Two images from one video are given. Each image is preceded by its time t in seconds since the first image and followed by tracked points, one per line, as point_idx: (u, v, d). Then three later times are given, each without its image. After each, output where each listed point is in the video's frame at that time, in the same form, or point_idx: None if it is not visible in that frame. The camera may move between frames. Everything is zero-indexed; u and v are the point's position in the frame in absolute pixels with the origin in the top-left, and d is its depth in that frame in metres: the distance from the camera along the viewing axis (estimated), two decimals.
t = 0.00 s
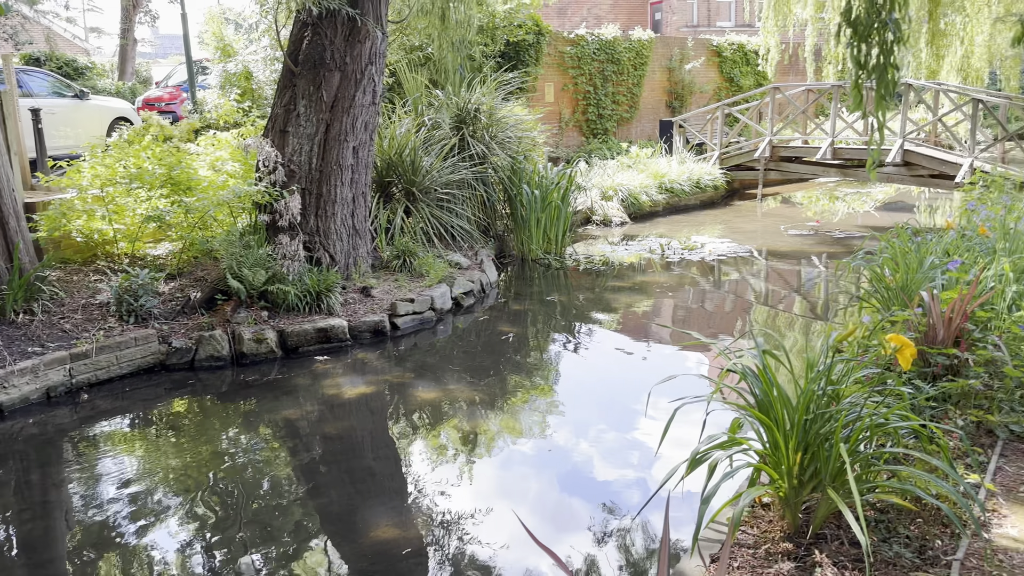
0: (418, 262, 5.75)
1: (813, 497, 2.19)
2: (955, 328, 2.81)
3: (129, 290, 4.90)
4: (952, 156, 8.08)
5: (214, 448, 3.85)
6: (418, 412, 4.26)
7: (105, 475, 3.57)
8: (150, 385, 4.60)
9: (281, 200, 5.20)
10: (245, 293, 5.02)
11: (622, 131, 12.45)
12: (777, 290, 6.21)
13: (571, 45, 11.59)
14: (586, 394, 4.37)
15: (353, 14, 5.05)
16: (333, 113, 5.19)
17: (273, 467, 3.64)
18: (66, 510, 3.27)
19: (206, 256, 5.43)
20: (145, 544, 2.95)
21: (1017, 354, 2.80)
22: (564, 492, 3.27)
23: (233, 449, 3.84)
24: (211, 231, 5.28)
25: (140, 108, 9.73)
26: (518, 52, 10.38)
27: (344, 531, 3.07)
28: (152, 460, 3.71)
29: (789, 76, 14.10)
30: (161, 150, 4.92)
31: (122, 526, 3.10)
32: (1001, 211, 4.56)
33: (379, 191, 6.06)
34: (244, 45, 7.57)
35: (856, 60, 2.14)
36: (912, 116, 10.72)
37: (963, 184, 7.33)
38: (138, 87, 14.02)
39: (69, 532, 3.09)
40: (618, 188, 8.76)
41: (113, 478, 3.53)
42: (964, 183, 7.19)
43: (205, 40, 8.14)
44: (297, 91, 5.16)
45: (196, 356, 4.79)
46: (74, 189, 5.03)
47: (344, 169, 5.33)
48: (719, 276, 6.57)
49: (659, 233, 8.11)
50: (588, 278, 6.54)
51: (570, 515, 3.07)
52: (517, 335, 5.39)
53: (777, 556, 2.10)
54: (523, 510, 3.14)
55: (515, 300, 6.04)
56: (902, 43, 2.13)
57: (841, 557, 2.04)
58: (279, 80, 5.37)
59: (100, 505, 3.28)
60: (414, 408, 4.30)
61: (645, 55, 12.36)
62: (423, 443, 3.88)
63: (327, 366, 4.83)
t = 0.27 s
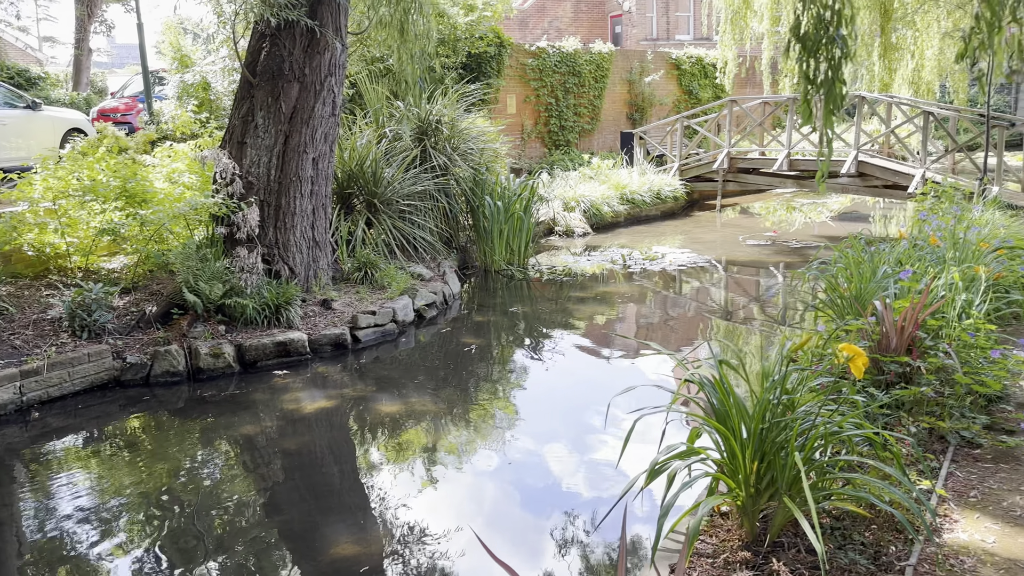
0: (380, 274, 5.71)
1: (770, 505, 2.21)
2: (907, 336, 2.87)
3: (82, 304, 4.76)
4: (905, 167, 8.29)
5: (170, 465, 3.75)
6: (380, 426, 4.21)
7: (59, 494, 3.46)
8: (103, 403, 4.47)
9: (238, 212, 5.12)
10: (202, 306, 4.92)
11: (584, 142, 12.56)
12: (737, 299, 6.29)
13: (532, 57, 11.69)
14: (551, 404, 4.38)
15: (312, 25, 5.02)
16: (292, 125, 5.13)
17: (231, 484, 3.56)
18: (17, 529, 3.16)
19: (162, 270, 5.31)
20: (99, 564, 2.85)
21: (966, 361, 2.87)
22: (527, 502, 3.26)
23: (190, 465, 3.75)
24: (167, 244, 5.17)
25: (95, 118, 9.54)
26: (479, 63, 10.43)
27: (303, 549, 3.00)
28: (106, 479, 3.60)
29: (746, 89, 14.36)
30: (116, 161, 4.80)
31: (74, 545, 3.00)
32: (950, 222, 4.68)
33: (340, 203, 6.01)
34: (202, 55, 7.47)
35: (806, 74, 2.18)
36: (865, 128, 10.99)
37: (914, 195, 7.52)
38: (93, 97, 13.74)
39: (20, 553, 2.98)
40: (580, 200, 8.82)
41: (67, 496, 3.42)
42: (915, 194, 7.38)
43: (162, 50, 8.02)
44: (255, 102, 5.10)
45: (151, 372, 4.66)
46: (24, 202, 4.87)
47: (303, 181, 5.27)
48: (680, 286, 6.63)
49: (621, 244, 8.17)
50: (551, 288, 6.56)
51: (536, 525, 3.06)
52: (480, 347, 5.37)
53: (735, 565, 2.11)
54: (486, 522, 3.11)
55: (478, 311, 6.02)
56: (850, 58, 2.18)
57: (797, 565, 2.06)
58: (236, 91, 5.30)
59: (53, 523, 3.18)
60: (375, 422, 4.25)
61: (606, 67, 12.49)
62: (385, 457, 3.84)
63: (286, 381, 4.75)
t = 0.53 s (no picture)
0: (344, 289, 5.66)
1: (730, 518, 2.23)
2: (863, 349, 2.94)
3: (38, 323, 4.63)
4: (861, 181, 8.48)
5: (129, 487, 3.65)
6: (345, 443, 4.17)
7: (14, 517, 3.35)
8: (60, 424, 4.34)
9: (199, 228, 5.04)
10: (161, 324, 4.82)
11: (548, 156, 12.66)
12: (700, 311, 6.37)
13: (496, 71, 11.77)
14: (517, 418, 4.38)
15: (275, 40, 4.99)
16: (254, 140, 5.09)
17: (192, 506, 3.48)
18: None
19: (120, 287, 5.20)
20: None
21: (920, 373, 2.95)
22: (494, 518, 3.25)
23: (149, 487, 3.66)
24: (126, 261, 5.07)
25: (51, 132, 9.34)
26: (444, 78, 10.47)
27: (266, 569, 2.95)
28: (61, 502, 3.49)
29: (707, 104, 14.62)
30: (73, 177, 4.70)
31: (29, 569, 2.91)
32: (904, 235, 4.81)
33: (303, 217, 5.96)
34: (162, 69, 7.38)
35: (759, 94, 2.26)
36: (822, 143, 11.26)
37: (871, 208, 7.70)
38: (49, 110, 13.45)
39: None
40: (545, 214, 8.87)
41: (22, 520, 3.31)
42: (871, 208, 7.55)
43: (120, 63, 7.90)
44: (216, 117, 5.05)
45: (109, 392, 4.55)
46: None
47: (265, 197, 5.22)
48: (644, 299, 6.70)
49: (585, 257, 8.24)
50: (517, 302, 6.57)
51: (504, 540, 3.06)
52: (445, 362, 5.34)
53: None
54: (452, 538, 3.10)
55: (444, 326, 6.00)
56: (801, 79, 2.26)
57: None
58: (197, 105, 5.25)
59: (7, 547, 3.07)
60: (340, 439, 4.20)
61: (570, 83, 12.62)
62: (349, 475, 3.79)
63: (248, 399, 4.67)
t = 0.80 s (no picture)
0: (310, 307, 5.60)
1: (698, 536, 2.25)
2: (826, 364, 2.99)
3: None
4: (822, 197, 8.67)
5: (89, 510, 3.56)
6: (312, 463, 4.11)
7: None
8: (17, 447, 4.21)
9: (162, 246, 4.96)
10: (123, 344, 4.72)
11: (516, 171, 12.72)
12: (668, 326, 6.43)
13: (464, 88, 11.83)
14: (486, 435, 4.37)
15: (240, 57, 4.96)
16: (218, 157, 5.03)
17: (155, 529, 3.40)
18: None
19: (80, 306, 5.07)
20: None
21: (882, 388, 3.01)
22: (464, 537, 3.22)
23: (110, 510, 3.57)
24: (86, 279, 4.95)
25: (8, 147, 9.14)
26: (412, 94, 10.49)
27: None
28: (19, 527, 3.39)
29: (672, 121, 14.86)
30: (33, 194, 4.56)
31: None
32: (865, 251, 4.92)
33: (269, 234, 5.90)
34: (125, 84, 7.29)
35: (720, 117, 2.35)
36: (783, 160, 11.51)
37: (832, 224, 7.87)
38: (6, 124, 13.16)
39: None
40: (513, 229, 8.91)
41: None
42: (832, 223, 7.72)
43: (82, 78, 7.78)
44: (180, 134, 4.99)
45: (69, 413, 4.42)
46: None
47: (230, 214, 5.16)
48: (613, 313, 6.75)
49: (553, 273, 8.28)
50: (486, 318, 6.57)
51: (475, 559, 3.04)
52: (413, 380, 5.30)
53: None
54: (422, 558, 3.07)
55: (412, 343, 5.97)
56: (759, 103, 2.35)
57: None
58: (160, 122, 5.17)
59: None
60: (308, 459, 4.15)
61: (537, 99, 12.71)
62: (317, 495, 3.74)
63: (212, 420, 4.59)
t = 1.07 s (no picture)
0: (281, 325, 5.52)
1: (673, 553, 2.24)
2: (796, 381, 3.02)
3: None
4: (789, 213, 8.80)
5: (51, 536, 3.45)
6: (283, 484, 4.03)
7: None
8: None
9: (129, 264, 4.86)
10: (88, 364, 4.60)
11: (488, 187, 12.76)
12: (640, 342, 6.46)
13: (436, 104, 11.85)
14: (461, 452, 4.33)
15: (209, 74, 4.91)
16: (187, 174, 4.96)
17: (120, 555, 3.30)
18: None
19: (44, 325, 4.95)
20: None
21: (851, 404, 3.05)
22: (439, 557, 3.18)
23: (73, 535, 3.46)
24: (50, 298, 4.84)
25: None
26: (383, 110, 10.48)
27: None
28: None
29: (642, 138, 15.03)
30: None
31: None
32: (833, 267, 5.00)
33: (238, 251, 5.82)
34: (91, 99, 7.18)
35: (689, 137, 2.41)
36: (751, 176, 11.69)
37: (800, 239, 8.00)
38: None
39: None
40: (485, 245, 8.91)
41: None
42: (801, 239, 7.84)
43: (47, 93, 7.65)
44: (148, 150, 4.92)
45: (32, 436, 4.29)
46: None
47: (198, 232, 5.08)
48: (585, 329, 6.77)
49: (526, 289, 8.28)
50: (459, 335, 6.55)
51: None
52: (385, 398, 5.24)
53: None
54: None
55: (383, 360, 5.91)
56: (727, 124, 2.42)
57: None
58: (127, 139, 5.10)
59: None
60: (279, 480, 4.07)
61: (509, 115, 12.77)
62: (288, 517, 3.67)
63: (180, 442, 4.49)
